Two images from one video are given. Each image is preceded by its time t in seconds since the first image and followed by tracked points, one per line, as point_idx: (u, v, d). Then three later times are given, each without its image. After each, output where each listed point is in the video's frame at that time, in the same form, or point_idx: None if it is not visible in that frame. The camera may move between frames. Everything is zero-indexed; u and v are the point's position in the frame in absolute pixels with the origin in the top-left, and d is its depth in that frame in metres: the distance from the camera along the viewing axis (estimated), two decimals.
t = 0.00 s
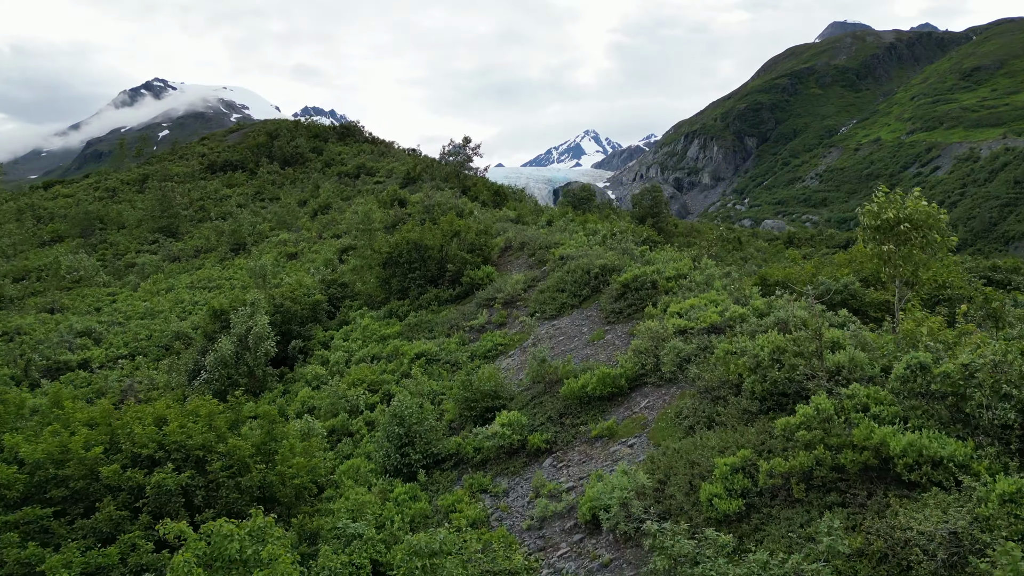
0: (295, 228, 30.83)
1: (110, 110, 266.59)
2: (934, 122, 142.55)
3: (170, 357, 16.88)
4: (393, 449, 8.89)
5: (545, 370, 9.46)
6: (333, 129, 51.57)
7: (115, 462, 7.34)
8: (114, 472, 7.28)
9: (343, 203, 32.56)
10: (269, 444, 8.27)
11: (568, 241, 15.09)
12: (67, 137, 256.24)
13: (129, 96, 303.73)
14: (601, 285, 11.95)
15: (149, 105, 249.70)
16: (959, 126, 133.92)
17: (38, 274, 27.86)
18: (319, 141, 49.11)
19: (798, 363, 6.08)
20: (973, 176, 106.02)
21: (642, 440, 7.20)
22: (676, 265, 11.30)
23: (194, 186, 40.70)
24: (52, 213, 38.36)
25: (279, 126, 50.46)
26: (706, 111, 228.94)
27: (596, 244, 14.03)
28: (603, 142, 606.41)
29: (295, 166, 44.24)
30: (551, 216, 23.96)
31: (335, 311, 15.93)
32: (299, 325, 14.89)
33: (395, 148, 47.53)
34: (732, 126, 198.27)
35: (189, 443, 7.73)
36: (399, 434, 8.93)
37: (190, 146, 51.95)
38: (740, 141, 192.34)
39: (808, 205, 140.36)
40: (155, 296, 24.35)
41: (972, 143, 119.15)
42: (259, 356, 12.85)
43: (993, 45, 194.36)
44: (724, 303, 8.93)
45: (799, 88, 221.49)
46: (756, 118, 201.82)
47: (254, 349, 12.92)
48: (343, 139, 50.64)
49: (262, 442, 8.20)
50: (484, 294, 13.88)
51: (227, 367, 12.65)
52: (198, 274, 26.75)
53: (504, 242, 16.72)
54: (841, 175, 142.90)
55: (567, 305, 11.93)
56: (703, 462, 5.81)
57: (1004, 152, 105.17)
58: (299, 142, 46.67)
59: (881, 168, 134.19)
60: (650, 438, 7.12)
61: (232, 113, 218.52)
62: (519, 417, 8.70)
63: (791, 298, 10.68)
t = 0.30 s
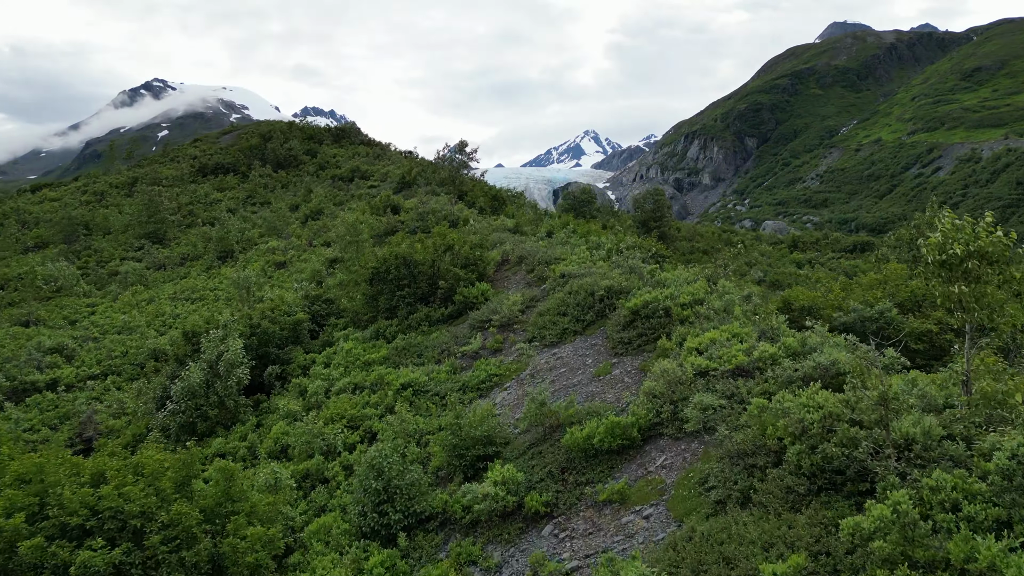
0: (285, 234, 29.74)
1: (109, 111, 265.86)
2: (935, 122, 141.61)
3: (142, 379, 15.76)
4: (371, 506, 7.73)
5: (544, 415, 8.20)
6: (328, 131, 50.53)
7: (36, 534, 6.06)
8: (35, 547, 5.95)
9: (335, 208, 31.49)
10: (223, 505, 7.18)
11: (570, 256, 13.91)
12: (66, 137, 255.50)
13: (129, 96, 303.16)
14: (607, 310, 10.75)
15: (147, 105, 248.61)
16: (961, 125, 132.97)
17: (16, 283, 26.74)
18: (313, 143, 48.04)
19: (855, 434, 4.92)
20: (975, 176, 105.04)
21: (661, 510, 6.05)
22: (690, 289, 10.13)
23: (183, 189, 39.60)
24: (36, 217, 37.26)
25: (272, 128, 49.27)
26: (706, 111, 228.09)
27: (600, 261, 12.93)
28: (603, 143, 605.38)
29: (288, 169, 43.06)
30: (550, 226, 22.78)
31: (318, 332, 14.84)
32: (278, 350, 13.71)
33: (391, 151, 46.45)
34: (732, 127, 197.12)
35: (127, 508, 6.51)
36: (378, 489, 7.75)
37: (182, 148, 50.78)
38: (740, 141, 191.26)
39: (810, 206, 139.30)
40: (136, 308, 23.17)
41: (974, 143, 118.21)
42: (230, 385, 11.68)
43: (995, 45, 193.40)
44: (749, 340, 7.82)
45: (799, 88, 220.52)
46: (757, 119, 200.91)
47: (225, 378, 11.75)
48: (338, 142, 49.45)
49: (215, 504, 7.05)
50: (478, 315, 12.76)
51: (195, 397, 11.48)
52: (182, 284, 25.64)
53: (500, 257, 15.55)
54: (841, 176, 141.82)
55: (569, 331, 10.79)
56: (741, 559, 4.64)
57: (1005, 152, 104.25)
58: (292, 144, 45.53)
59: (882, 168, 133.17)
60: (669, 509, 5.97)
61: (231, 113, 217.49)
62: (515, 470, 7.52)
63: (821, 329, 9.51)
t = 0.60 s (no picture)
0: (274, 241, 28.60)
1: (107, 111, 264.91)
2: (937, 122, 140.69)
3: (109, 404, 14.60)
4: None
5: (543, 473, 6.97)
6: (323, 133, 49.46)
7: None
8: None
9: (327, 214, 30.38)
10: None
11: (572, 274, 12.71)
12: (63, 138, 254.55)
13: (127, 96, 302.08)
14: (614, 339, 9.55)
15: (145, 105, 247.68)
16: (962, 126, 132.06)
17: None
18: (307, 145, 46.95)
19: (949, 554, 3.73)
20: (977, 176, 103.95)
21: None
22: (708, 319, 8.95)
23: (172, 193, 38.49)
24: (19, 221, 36.12)
25: (265, 129, 48.14)
26: (707, 112, 227.09)
27: (603, 281, 11.79)
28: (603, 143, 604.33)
29: (280, 172, 41.95)
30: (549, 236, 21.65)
31: (297, 355, 13.69)
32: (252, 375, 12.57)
33: (386, 153, 45.37)
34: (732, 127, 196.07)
35: None
36: (345, 562, 6.53)
37: (173, 150, 49.67)
38: (740, 142, 190.05)
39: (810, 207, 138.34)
40: (113, 320, 22.04)
41: (975, 144, 117.30)
42: (195, 421, 10.52)
43: (996, 45, 192.35)
44: (782, 388, 6.68)
45: (800, 89, 219.54)
46: (757, 120, 200.00)
47: (190, 413, 10.58)
48: (332, 144, 48.26)
49: None
50: (470, 340, 11.61)
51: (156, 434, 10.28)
52: (164, 294, 24.50)
53: (496, 272, 14.36)
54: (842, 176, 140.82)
55: (569, 363, 9.63)
56: None
57: (1007, 153, 103.33)
58: (285, 146, 44.43)
59: (883, 169, 132.15)
60: None
61: (230, 113, 218.39)
62: (508, 544, 6.34)
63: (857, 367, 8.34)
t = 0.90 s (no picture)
0: (261, 248, 27.46)
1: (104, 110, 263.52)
2: (938, 122, 139.69)
3: (69, 433, 13.44)
4: None
5: (541, 557, 5.70)
6: (317, 135, 48.34)
7: None
8: None
9: (317, 219, 29.26)
10: None
11: (573, 294, 11.53)
12: (61, 137, 253.35)
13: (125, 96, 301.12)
14: (621, 378, 8.36)
15: (144, 105, 246.61)
16: (963, 126, 131.04)
17: None
18: (300, 146, 45.82)
19: None
20: (979, 177, 102.79)
21: None
22: (730, 357, 7.78)
23: (160, 197, 37.34)
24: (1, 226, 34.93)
25: (257, 131, 46.97)
26: (707, 112, 226.10)
27: (608, 306, 10.64)
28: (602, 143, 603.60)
29: (272, 176, 40.81)
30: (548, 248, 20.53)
31: (271, 384, 12.55)
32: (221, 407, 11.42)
33: (381, 155, 44.25)
34: (733, 127, 194.93)
35: None
36: None
37: (164, 152, 48.52)
38: (741, 142, 189.08)
39: (811, 208, 137.30)
40: (88, 335, 20.90)
41: (977, 145, 116.31)
42: (149, 465, 9.34)
43: (998, 45, 191.19)
44: (830, 459, 5.51)
45: (800, 89, 218.52)
46: (758, 120, 198.87)
47: (143, 456, 9.37)
48: (327, 146, 47.09)
49: None
50: (460, 370, 10.43)
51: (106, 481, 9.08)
52: (143, 305, 23.34)
53: (490, 291, 13.20)
54: (843, 177, 139.73)
55: (570, 404, 8.44)
56: None
57: (1009, 154, 102.38)
58: (278, 148, 43.28)
59: (885, 169, 131.03)
60: None
61: (228, 112, 217.25)
62: None
63: (905, 417, 7.20)
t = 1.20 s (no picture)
0: (247, 256, 26.31)
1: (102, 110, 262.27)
2: (939, 123, 138.65)
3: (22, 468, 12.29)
4: None
5: None
6: (310, 136, 47.21)
7: None
8: None
9: (307, 226, 28.12)
10: None
11: (573, 320, 10.35)
12: (59, 137, 252.21)
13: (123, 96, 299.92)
14: (630, 428, 7.17)
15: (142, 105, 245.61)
16: (965, 126, 130.00)
17: None
18: (293, 148, 44.69)
19: None
20: (981, 178, 101.70)
21: None
22: (760, 409, 6.60)
23: (147, 201, 36.19)
24: None
25: (250, 132, 45.79)
26: (707, 112, 225.09)
27: (612, 336, 9.47)
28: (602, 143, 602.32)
29: (263, 179, 39.67)
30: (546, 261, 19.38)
31: (240, 417, 11.43)
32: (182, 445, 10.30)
33: (376, 158, 43.12)
34: (733, 127, 193.53)
35: None
36: None
37: (153, 153, 47.38)
38: (741, 142, 187.98)
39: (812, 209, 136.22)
40: (59, 350, 19.72)
41: (978, 145, 115.28)
42: (88, 523, 8.08)
43: (1000, 45, 190.09)
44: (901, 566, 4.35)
45: (801, 89, 217.47)
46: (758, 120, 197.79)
47: (82, 512, 8.15)
48: (321, 148, 45.91)
49: None
50: (446, 409, 9.25)
51: (38, 542, 7.90)
52: (121, 318, 22.18)
53: (482, 313, 12.03)
54: (844, 177, 138.61)
55: (570, 458, 7.25)
56: None
57: (1011, 155, 101.35)
58: (269, 151, 42.14)
59: (885, 170, 129.97)
60: None
61: (226, 112, 216.11)
62: None
63: (972, 485, 6.03)
